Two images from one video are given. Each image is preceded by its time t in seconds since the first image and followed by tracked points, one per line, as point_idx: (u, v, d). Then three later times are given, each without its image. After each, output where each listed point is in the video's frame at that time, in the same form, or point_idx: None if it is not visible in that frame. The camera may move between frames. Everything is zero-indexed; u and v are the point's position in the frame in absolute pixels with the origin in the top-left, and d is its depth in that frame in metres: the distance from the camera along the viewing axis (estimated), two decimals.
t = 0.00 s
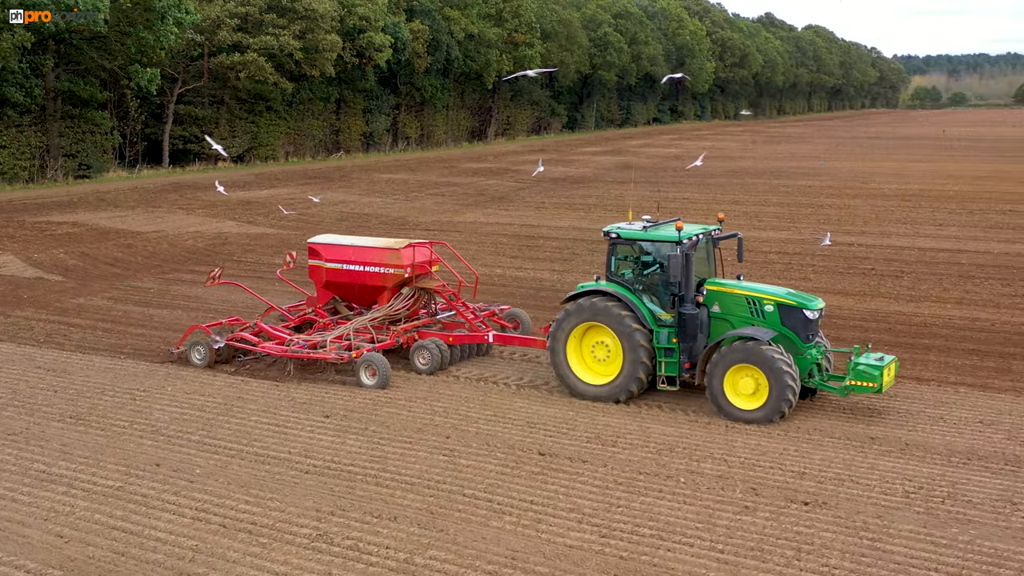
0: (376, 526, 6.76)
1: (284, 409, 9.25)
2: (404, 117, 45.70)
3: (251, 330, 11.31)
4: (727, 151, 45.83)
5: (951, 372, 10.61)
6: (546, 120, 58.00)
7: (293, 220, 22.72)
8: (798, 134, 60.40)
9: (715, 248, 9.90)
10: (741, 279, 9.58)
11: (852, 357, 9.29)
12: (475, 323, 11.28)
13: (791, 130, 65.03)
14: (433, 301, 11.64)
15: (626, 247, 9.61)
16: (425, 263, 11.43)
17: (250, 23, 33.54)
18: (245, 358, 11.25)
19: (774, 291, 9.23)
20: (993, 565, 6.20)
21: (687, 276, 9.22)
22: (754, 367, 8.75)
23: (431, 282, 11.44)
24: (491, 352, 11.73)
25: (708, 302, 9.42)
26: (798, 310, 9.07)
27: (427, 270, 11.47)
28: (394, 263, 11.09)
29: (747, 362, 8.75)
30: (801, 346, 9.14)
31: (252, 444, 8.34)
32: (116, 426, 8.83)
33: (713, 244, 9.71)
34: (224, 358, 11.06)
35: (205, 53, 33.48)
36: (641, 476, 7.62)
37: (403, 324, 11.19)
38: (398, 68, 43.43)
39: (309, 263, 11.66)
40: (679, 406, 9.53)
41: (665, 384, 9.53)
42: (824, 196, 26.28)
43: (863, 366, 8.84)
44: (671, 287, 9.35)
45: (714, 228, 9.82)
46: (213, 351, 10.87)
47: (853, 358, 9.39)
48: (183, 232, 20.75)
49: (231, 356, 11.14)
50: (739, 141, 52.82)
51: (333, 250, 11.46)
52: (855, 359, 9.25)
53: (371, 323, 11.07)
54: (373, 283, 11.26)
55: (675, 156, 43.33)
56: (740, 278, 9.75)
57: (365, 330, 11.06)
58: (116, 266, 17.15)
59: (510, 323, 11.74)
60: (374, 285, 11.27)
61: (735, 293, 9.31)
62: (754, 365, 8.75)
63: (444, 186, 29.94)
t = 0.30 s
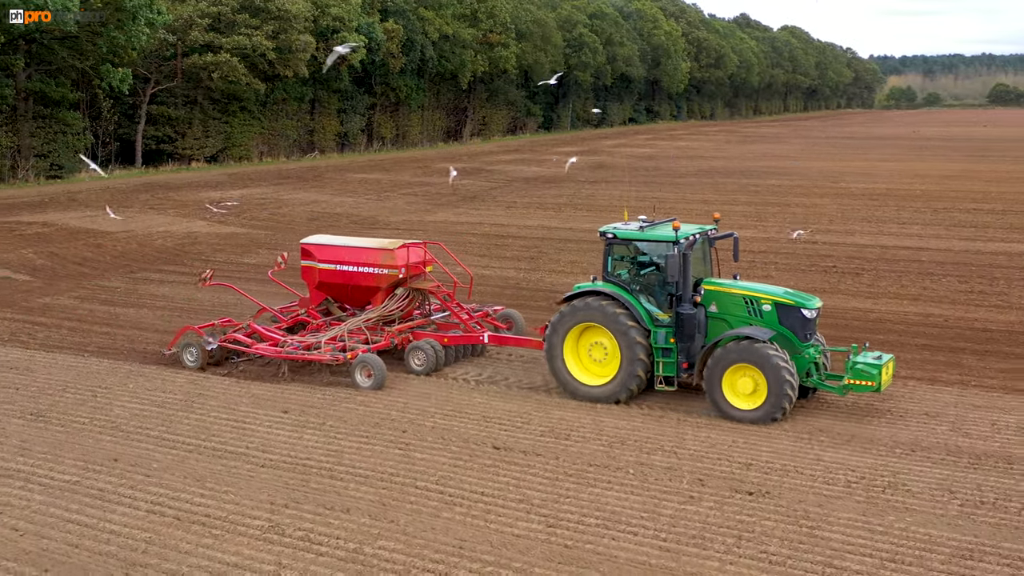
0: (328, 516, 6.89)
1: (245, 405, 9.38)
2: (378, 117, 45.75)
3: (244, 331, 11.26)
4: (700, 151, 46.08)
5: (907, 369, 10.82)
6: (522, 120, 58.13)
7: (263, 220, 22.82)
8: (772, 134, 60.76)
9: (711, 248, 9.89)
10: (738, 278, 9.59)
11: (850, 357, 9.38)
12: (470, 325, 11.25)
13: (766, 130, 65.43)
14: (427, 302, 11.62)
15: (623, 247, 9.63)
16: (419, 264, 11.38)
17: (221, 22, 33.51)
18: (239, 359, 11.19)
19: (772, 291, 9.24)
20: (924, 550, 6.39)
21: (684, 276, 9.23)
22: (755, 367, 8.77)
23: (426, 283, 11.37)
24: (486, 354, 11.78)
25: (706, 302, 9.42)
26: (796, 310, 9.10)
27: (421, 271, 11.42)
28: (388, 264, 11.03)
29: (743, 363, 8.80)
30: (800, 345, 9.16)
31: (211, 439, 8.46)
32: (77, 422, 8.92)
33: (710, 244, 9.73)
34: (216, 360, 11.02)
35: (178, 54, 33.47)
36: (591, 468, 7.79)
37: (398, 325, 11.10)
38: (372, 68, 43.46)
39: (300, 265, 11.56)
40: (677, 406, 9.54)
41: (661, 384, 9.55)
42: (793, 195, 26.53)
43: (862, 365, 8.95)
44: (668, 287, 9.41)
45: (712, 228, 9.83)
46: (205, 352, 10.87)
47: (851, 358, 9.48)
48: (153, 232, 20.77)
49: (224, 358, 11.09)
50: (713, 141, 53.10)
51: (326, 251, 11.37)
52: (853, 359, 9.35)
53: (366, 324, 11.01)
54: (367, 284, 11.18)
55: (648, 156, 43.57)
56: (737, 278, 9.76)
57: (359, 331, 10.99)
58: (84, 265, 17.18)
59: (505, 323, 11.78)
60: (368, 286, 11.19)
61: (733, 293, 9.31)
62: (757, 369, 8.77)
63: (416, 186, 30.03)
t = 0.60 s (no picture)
0: (279, 508, 7.02)
1: (203, 401, 9.48)
2: (352, 117, 45.83)
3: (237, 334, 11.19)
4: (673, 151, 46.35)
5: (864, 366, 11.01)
6: (496, 120, 58.29)
7: (233, 219, 22.85)
8: (745, 134, 61.15)
9: (708, 248, 9.88)
10: (736, 278, 9.54)
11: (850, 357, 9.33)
12: (466, 325, 11.14)
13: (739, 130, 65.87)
14: (421, 303, 11.44)
15: (620, 247, 9.56)
16: (413, 265, 11.36)
17: (192, 22, 33.48)
18: (232, 362, 11.12)
19: (771, 291, 9.18)
20: (859, 537, 6.58)
21: (684, 276, 9.18)
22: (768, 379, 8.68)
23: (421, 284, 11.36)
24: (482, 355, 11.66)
25: (705, 303, 9.35)
26: (796, 311, 9.04)
27: (415, 272, 11.38)
28: (382, 265, 11.00)
29: (754, 366, 8.68)
30: (799, 346, 9.11)
31: (167, 434, 8.56)
32: (35, 418, 9.00)
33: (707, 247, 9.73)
34: (209, 363, 10.95)
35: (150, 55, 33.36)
36: (541, 461, 7.94)
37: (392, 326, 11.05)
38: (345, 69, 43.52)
39: (294, 266, 11.48)
40: (678, 407, 9.50)
41: (661, 385, 9.52)
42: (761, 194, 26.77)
43: (862, 366, 8.90)
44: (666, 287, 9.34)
45: (709, 229, 9.81)
46: (198, 355, 10.77)
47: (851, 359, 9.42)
48: (121, 232, 20.77)
49: (217, 360, 11.03)
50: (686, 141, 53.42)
51: (320, 252, 11.31)
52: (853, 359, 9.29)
53: (360, 326, 10.93)
54: (361, 285, 11.14)
55: (621, 156, 43.81)
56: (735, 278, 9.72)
57: (353, 332, 10.91)
58: (49, 265, 17.21)
59: (499, 323, 11.65)
60: (362, 287, 11.14)
61: (731, 293, 9.24)
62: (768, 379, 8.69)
63: (388, 186, 30.12)
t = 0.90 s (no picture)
0: (231, 501, 7.13)
1: (162, 398, 9.58)
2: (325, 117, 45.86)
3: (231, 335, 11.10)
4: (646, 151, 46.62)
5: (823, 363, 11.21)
6: (470, 120, 58.45)
7: (202, 219, 22.89)
8: (719, 134, 61.51)
9: (707, 248, 9.83)
10: (735, 278, 9.50)
11: (851, 356, 9.30)
12: (463, 327, 10.99)
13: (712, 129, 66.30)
14: (416, 304, 11.21)
15: (620, 247, 9.49)
16: (410, 265, 11.09)
17: (163, 22, 33.47)
18: (228, 364, 11.01)
19: (772, 291, 9.15)
20: (796, 525, 6.76)
21: (684, 275, 9.11)
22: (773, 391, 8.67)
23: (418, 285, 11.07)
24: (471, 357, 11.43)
25: (705, 302, 9.31)
26: (797, 312, 9.02)
27: (411, 272, 11.11)
28: (378, 266, 10.72)
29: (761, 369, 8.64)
30: (799, 347, 9.10)
31: (123, 430, 8.65)
32: None
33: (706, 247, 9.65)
34: (203, 365, 10.83)
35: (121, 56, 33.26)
36: (492, 453, 8.08)
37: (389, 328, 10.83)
38: (318, 69, 43.52)
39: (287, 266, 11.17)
40: (678, 407, 9.48)
41: (662, 386, 9.46)
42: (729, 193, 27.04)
43: (863, 366, 8.85)
44: (667, 288, 9.27)
45: (709, 229, 9.75)
46: (192, 356, 10.66)
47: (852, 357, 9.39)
48: (89, 232, 20.76)
49: (212, 362, 10.91)
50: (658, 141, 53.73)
51: (314, 253, 11.01)
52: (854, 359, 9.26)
53: (356, 327, 10.75)
54: (356, 285, 10.86)
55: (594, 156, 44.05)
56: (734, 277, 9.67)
57: (349, 334, 10.74)
58: (15, 264, 17.22)
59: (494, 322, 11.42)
60: (358, 288, 10.87)
61: (731, 292, 9.21)
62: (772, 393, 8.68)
63: (359, 186, 30.22)
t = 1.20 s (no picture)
0: (184, 494, 7.24)
1: (121, 394, 9.67)
2: (298, 117, 45.84)
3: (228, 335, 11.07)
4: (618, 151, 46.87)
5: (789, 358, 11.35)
6: (444, 120, 58.59)
7: (171, 219, 22.90)
8: (692, 134, 61.85)
9: (708, 247, 9.80)
10: (735, 278, 9.51)
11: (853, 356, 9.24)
12: (462, 327, 10.97)
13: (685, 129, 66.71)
14: (414, 304, 11.22)
15: (620, 247, 9.46)
16: (407, 265, 11.06)
17: (133, 22, 33.42)
18: (226, 364, 11.01)
19: (774, 290, 9.17)
20: (737, 512, 6.94)
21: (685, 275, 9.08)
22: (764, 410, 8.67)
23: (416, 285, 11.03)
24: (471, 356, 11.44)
25: (706, 301, 9.32)
26: (801, 312, 9.02)
27: (409, 272, 11.09)
28: (375, 266, 10.70)
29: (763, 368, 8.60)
30: (803, 346, 9.09)
31: (81, 426, 8.73)
32: None
33: (707, 246, 9.62)
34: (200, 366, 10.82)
35: (92, 56, 33.21)
36: (444, 446, 8.23)
37: (387, 328, 10.79)
38: (291, 70, 43.51)
39: (284, 266, 11.16)
40: (681, 407, 9.47)
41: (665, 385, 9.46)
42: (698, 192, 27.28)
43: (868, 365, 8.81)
44: (668, 287, 9.25)
45: (709, 227, 9.74)
46: (188, 358, 10.70)
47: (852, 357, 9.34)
48: (57, 232, 20.72)
49: (210, 364, 10.92)
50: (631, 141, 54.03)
51: (311, 253, 11.00)
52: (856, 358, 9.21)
53: (354, 327, 10.69)
54: (354, 285, 10.83)
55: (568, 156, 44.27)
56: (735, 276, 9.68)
57: (347, 335, 10.67)
58: None
59: (492, 321, 11.51)
60: (355, 288, 10.84)
61: (733, 292, 9.22)
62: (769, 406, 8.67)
63: (330, 186, 30.28)
